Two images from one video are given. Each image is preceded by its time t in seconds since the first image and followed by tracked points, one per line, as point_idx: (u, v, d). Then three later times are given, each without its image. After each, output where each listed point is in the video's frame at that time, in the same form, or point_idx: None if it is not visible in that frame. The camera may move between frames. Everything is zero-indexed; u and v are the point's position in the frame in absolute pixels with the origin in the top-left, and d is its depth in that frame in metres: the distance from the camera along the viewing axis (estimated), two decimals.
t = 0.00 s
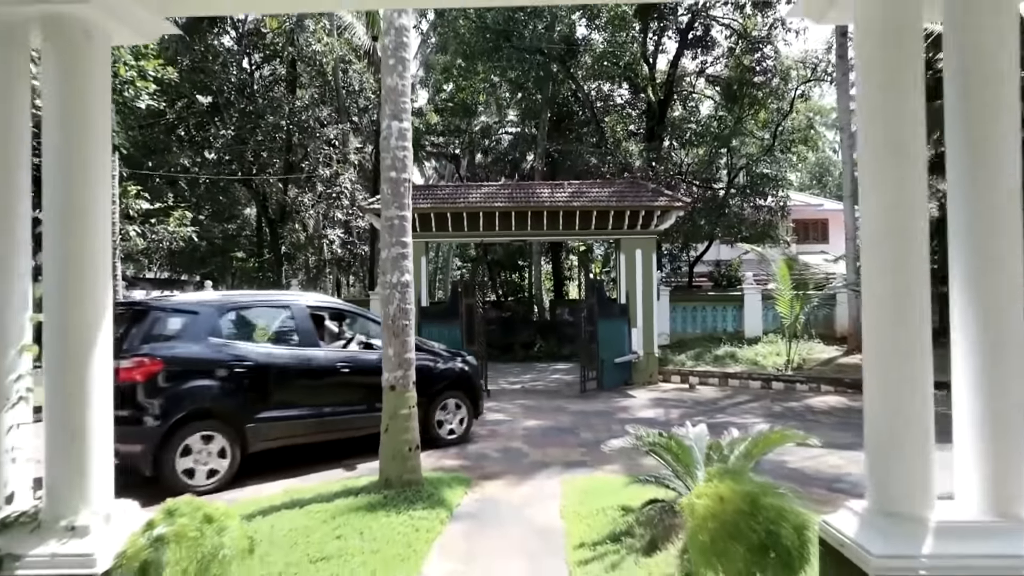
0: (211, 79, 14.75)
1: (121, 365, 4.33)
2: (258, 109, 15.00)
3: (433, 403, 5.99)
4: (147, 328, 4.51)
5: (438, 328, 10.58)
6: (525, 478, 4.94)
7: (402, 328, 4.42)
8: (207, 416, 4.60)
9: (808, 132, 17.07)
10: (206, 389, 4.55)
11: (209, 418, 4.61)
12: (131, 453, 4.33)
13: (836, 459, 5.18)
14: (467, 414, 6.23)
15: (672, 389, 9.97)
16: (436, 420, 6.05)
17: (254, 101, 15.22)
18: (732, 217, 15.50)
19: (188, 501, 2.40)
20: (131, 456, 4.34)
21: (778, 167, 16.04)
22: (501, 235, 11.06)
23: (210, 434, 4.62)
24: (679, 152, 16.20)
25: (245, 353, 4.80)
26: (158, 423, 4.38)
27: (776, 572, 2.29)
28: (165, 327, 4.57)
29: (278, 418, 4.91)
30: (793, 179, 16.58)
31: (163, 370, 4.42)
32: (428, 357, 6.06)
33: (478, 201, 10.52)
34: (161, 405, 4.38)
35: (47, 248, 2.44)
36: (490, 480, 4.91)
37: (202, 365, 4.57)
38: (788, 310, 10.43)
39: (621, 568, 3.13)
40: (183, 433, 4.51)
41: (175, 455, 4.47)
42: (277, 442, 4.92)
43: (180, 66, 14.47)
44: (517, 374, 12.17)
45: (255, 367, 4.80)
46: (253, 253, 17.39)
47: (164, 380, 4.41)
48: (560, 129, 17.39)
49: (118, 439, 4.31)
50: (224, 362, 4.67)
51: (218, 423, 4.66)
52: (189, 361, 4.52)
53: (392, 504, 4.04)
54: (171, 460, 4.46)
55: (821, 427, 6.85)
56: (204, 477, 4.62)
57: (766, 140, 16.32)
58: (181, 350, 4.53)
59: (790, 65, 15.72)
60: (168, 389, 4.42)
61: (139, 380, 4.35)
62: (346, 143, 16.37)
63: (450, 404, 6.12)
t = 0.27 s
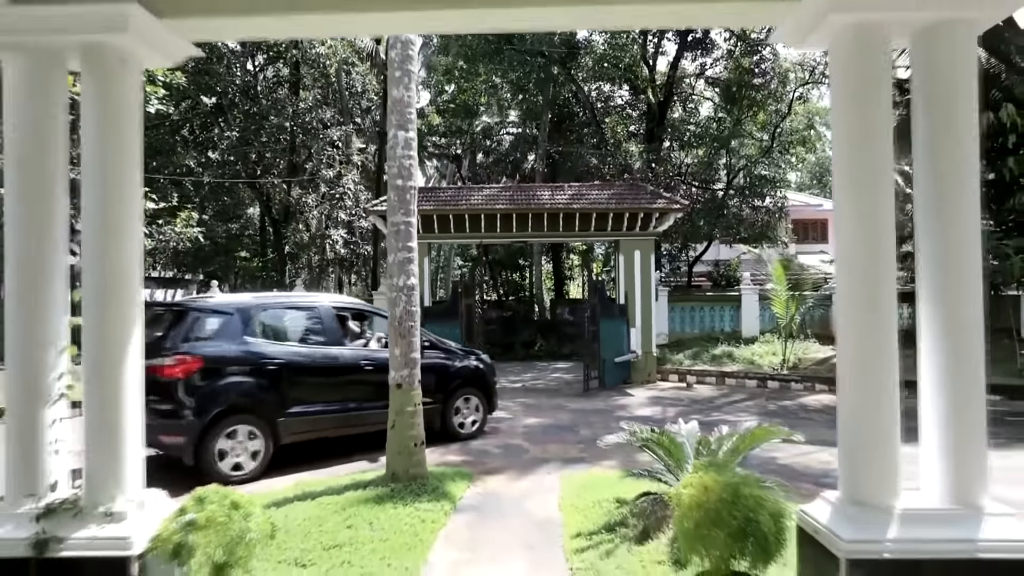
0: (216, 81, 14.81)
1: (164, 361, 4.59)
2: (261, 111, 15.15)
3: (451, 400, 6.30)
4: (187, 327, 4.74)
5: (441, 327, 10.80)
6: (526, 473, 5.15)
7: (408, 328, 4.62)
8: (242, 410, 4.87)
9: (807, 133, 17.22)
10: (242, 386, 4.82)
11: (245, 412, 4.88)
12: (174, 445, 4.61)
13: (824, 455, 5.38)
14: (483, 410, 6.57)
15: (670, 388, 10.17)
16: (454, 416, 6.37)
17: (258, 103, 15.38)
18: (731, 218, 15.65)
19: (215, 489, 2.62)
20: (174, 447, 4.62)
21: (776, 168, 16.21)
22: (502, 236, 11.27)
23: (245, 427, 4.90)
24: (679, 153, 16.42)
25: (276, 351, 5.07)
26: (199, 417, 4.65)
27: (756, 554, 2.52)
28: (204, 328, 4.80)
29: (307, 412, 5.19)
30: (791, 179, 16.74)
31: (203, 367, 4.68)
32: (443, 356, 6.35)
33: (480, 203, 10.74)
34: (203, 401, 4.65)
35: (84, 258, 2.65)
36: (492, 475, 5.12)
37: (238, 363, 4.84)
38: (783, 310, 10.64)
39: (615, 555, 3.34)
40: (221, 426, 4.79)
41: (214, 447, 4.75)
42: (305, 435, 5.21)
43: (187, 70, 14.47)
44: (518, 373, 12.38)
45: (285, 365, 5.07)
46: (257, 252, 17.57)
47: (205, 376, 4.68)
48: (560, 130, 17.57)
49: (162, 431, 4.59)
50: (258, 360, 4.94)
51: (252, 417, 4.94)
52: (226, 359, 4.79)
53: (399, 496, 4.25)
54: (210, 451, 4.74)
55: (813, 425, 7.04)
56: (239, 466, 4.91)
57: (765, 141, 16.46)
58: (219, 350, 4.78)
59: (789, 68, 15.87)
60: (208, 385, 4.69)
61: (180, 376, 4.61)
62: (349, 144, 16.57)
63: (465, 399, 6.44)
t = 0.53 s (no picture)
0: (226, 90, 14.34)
1: (205, 366, 4.88)
2: (268, 117, 14.97)
3: (468, 402, 6.61)
4: (226, 335, 5.00)
5: (444, 331, 11.04)
6: (528, 475, 5.39)
7: (416, 336, 4.86)
8: (276, 412, 5.12)
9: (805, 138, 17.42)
10: (276, 389, 5.07)
11: (278, 414, 5.13)
12: (214, 444, 4.88)
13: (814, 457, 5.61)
14: (497, 411, 6.89)
15: (668, 391, 10.41)
16: (471, 418, 6.69)
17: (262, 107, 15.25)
18: (730, 222, 15.94)
19: (244, 489, 2.84)
20: (214, 446, 4.89)
21: (774, 173, 16.43)
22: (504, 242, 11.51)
23: (279, 428, 5.15)
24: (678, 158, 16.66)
25: (307, 356, 5.32)
26: (236, 418, 4.90)
27: (739, 549, 2.75)
28: (240, 335, 5.05)
29: (336, 414, 5.44)
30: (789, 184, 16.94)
31: (240, 372, 4.93)
32: (461, 360, 6.65)
33: (482, 210, 10.99)
34: (240, 403, 4.91)
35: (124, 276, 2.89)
36: (495, 476, 5.35)
37: (272, 368, 5.09)
38: (780, 314, 10.89)
39: (613, 550, 3.58)
40: (257, 427, 5.05)
41: (251, 446, 5.01)
42: (331, 436, 5.45)
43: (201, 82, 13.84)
44: (520, 375, 12.61)
45: (315, 370, 5.32)
46: (261, 256, 17.81)
47: (240, 381, 4.91)
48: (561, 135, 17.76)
49: (203, 431, 4.85)
50: (292, 366, 5.19)
51: (285, 418, 5.19)
52: (261, 365, 5.04)
53: (408, 496, 4.49)
54: (247, 450, 5.00)
55: (805, 428, 7.27)
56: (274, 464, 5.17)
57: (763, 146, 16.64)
58: (255, 355, 5.03)
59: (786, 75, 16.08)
60: (244, 388, 4.93)
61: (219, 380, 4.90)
62: (353, 149, 16.71)
63: (482, 401, 6.76)
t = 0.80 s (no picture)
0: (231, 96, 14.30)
1: (232, 369, 5.07)
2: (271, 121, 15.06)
3: (479, 402, 6.86)
4: (252, 340, 5.24)
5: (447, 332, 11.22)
6: (529, 474, 5.57)
7: (421, 340, 5.05)
8: (299, 412, 5.34)
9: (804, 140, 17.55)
10: (299, 391, 5.28)
11: (301, 414, 5.34)
12: (241, 443, 5.09)
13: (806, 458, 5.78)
14: (508, 408, 7.10)
15: (667, 392, 10.59)
16: (482, 417, 6.93)
17: (266, 111, 15.29)
18: (730, 224, 15.96)
19: (261, 489, 3.02)
20: (241, 445, 5.10)
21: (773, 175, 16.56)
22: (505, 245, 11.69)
23: (303, 428, 5.36)
24: (678, 160, 16.81)
25: (328, 360, 5.53)
26: (262, 419, 5.10)
27: (726, 545, 2.93)
28: (265, 340, 5.28)
29: (355, 414, 5.65)
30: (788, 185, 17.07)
31: (266, 374, 5.14)
32: (473, 362, 6.89)
33: (484, 214, 11.18)
34: (266, 404, 5.11)
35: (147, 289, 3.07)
36: (497, 476, 5.53)
37: (296, 371, 5.30)
38: (777, 315, 11.05)
39: (610, 546, 3.77)
40: (282, 426, 5.26)
41: (277, 445, 5.22)
42: (349, 435, 5.65)
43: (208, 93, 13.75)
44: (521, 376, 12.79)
45: (335, 372, 5.53)
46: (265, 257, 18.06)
47: (264, 384, 5.11)
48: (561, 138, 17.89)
49: (231, 430, 5.05)
50: (314, 369, 5.41)
51: (308, 419, 5.40)
52: (285, 368, 5.25)
53: (413, 496, 4.67)
54: (272, 449, 5.21)
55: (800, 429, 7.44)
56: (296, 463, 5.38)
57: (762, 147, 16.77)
58: (280, 359, 5.25)
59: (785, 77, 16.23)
60: (270, 390, 5.14)
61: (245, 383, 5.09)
62: (356, 152, 16.78)
63: (493, 402, 6.98)
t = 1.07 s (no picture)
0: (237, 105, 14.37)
1: (255, 370, 5.27)
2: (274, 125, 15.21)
3: (489, 401, 7.11)
4: (275, 342, 5.45)
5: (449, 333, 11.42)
6: (528, 472, 5.76)
7: (423, 344, 5.24)
8: (318, 411, 5.55)
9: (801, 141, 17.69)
10: (319, 390, 5.49)
11: (319, 413, 5.55)
12: (265, 441, 5.28)
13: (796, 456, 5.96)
14: (516, 409, 7.40)
15: (665, 392, 10.78)
16: (492, 416, 7.18)
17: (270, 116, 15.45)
18: (729, 224, 15.96)
19: (273, 487, 3.21)
20: (264, 442, 5.29)
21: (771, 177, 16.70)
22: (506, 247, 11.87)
23: (321, 426, 5.58)
24: (677, 161, 16.93)
25: (345, 361, 5.75)
26: (283, 417, 5.31)
27: (710, 540, 3.11)
28: (286, 342, 5.49)
29: (370, 413, 5.86)
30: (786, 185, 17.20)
31: (286, 376, 5.34)
32: (483, 363, 7.15)
33: (485, 217, 11.36)
34: (289, 403, 5.32)
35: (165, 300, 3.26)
36: (497, 474, 5.73)
37: (313, 372, 5.50)
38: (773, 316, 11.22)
39: (603, 541, 3.96)
40: (303, 425, 5.47)
41: (298, 442, 5.44)
42: (364, 433, 5.85)
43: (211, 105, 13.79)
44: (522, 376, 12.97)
45: (351, 372, 5.74)
46: (268, 258, 18.33)
47: (285, 384, 5.32)
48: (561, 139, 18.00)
49: (255, 429, 5.24)
50: (333, 369, 5.63)
51: (325, 416, 5.61)
52: (301, 369, 5.44)
53: (415, 493, 4.86)
54: (294, 445, 5.43)
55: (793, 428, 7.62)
56: (315, 459, 5.60)
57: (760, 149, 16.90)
58: (301, 360, 5.47)
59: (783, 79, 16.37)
60: (290, 390, 5.34)
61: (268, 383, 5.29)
62: (358, 154, 16.89)
63: (502, 400, 7.27)
